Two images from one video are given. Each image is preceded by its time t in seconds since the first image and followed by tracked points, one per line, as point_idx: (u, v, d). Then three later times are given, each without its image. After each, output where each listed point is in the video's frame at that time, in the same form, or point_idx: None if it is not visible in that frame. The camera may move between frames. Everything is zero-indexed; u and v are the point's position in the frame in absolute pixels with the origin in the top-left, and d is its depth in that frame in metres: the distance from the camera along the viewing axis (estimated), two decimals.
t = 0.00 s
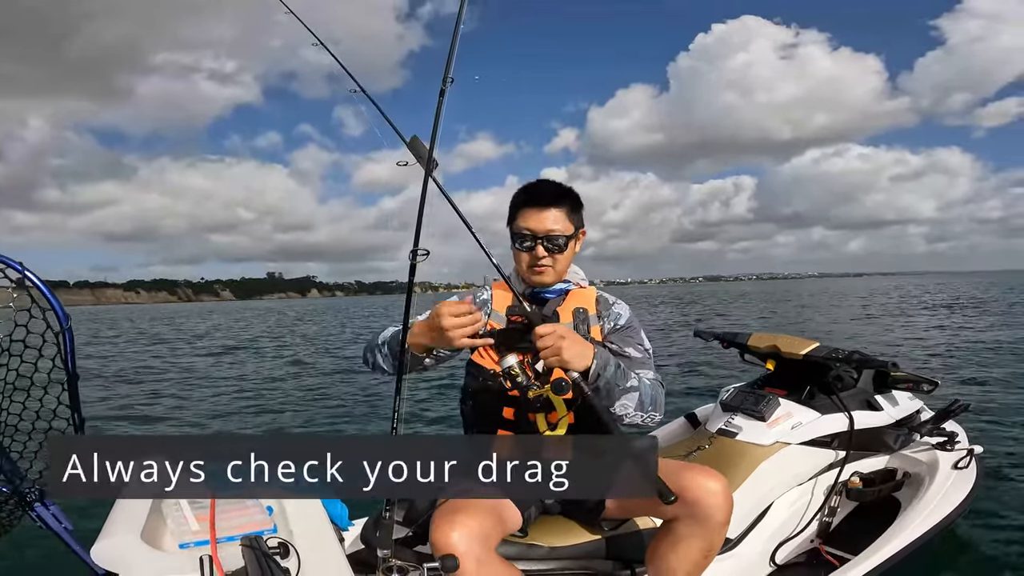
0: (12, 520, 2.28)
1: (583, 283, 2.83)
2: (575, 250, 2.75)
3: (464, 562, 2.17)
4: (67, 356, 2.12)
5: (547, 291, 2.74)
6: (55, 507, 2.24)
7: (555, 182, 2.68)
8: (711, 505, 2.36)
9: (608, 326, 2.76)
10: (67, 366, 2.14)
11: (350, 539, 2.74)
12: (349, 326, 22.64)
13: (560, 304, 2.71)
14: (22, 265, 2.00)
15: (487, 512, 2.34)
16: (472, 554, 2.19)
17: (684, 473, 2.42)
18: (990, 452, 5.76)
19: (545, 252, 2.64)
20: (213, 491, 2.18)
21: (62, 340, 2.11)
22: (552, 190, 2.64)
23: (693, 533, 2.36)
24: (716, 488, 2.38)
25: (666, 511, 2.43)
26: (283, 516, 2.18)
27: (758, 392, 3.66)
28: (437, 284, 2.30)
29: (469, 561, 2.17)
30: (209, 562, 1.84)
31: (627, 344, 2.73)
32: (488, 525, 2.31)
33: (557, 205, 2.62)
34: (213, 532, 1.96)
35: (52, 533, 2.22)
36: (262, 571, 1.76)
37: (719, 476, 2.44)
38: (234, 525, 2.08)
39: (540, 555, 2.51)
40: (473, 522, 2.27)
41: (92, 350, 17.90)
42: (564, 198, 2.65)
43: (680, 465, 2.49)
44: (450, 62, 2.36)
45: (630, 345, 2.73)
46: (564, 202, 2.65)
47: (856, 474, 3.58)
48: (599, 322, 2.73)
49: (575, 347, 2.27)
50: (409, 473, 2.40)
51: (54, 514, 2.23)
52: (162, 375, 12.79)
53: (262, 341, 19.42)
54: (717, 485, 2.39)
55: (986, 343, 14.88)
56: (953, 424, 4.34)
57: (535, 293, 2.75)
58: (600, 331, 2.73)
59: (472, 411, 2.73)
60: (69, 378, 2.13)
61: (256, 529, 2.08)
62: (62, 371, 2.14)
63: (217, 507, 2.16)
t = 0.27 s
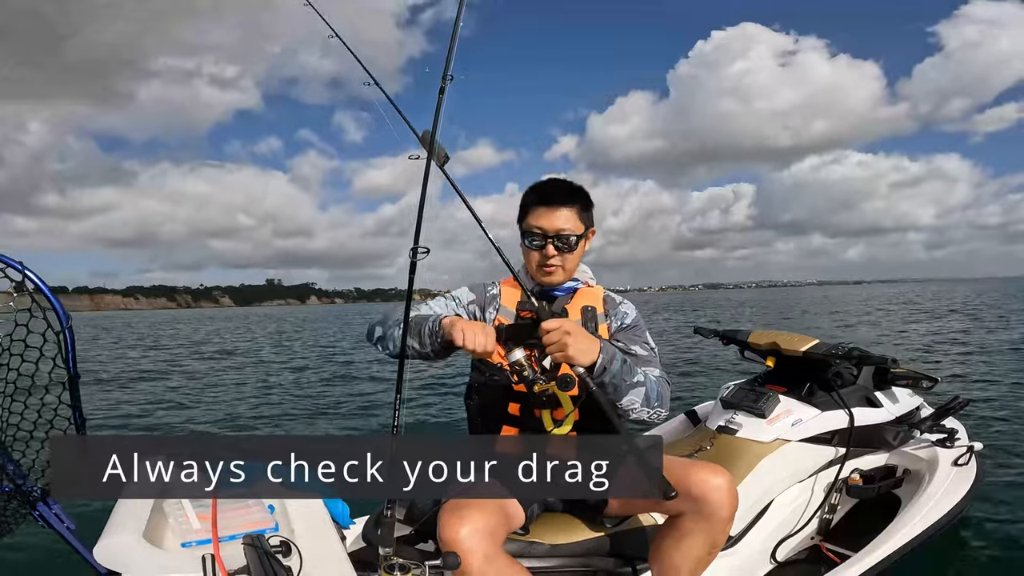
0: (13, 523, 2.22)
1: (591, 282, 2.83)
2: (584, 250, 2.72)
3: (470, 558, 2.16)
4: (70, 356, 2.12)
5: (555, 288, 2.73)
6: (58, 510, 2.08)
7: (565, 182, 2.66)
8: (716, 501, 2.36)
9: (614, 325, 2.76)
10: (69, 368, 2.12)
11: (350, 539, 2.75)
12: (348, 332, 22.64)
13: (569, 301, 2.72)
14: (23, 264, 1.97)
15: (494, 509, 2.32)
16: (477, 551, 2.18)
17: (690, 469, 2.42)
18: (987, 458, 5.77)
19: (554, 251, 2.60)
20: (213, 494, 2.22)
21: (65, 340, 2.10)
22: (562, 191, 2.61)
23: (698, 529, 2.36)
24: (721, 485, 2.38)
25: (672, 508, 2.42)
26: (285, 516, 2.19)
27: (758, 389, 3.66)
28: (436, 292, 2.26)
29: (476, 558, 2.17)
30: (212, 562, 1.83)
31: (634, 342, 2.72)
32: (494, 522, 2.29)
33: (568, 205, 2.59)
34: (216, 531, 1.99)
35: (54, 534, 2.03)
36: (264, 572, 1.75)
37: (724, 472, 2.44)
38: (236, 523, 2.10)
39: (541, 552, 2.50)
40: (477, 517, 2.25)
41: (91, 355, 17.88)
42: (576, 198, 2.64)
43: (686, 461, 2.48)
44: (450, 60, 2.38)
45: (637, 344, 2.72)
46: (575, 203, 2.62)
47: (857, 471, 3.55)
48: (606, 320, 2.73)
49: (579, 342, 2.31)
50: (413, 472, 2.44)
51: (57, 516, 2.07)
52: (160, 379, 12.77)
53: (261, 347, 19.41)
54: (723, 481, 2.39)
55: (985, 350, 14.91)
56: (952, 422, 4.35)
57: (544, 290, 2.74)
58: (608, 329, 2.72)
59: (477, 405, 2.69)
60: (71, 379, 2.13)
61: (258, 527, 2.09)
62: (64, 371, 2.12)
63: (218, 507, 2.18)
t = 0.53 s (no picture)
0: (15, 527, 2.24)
1: (593, 283, 2.82)
2: (589, 251, 2.73)
3: (470, 558, 2.17)
4: (66, 358, 2.14)
5: (558, 288, 2.74)
6: (58, 509, 2.14)
7: (572, 182, 2.67)
8: (715, 499, 2.36)
9: (616, 326, 2.76)
10: (66, 369, 2.15)
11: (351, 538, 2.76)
12: (348, 334, 22.65)
13: (571, 301, 2.71)
14: (19, 265, 1.98)
15: (494, 508, 2.33)
16: (477, 551, 2.19)
17: (689, 466, 2.42)
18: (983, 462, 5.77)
19: (559, 252, 2.62)
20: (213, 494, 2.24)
21: (62, 341, 2.12)
22: (569, 192, 2.63)
23: (697, 527, 2.37)
24: (721, 482, 2.38)
25: (671, 505, 2.42)
26: (285, 516, 2.21)
27: (756, 387, 3.64)
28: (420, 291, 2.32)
29: (476, 558, 2.17)
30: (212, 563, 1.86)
31: (636, 344, 2.74)
32: (494, 521, 2.29)
33: (575, 206, 2.61)
34: (216, 532, 2.01)
35: (53, 534, 2.08)
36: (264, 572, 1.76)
37: (723, 470, 2.44)
38: (238, 524, 2.12)
39: (541, 551, 2.51)
40: (476, 516, 2.26)
41: (91, 355, 17.88)
42: (582, 200, 2.66)
43: (685, 459, 2.48)
44: (447, 58, 2.39)
45: (638, 346, 2.73)
46: (582, 204, 2.64)
47: (856, 468, 3.53)
48: (608, 321, 2.72)
49: (585, 343, 2.26)
50: (413, 472, 2.51)
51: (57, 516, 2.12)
52: (160, 379, 12.78)
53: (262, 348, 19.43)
54: (722, 479, 2.39)
55: (985, 358, 14.90)
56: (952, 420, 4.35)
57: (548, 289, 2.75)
58: (609, 329, 2.71)
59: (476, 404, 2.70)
60: (68, 380, 2.16)
61: (259, 528, 2.10)
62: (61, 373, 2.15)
63: (218, 507, 2.20)
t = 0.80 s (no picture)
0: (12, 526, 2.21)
1: (589, 282, 2.81)
2: (583, 251, 2.72)
3: (467, 559, 2.18)
4: (63, 359, 2.15)
5: (552, 288, 2.74)
6: (55, 510, 2.14)
7: (567, 181, 2.67)
8: (711, 498, 2.36)
9: (610, 326, 2.76)
10: (63, 370, 2.15)
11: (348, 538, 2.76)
12: (347, 331, 22.64)
13: (565, 302, 2.71)
14: (16, 268, 1.99)
15: (490, 508, 2.33)
16: (474, 551, 2.19)
17: (686, 465, 2.41)
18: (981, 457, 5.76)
19: (553, 252, 2.61)
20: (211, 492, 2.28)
21: (58, 342, 2.13)
22: (563, 191, 2.62)
23: (694, 527, 2.36)
24: (717, 481, 2.38)
25: (668, 505, 2.42)
26: (283, 516, 2.22)
27: (753, 385, 3.62)
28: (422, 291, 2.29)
29: (473, 558, 2.18)
30: (210, 563, 1.87)
31: (630, 345, 2.73)
32: (491, 521, 2.29)
33: (569, 205, 2.60)
34: (214, 533, 2.03)
35: (51, 536, 2.08)
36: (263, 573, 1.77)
37: (719, 469, 2.43)
38: (236, 525, 2.13)
39: (539, 550, 2.50)
40: (473, 516, 2.26)
41: (89, 351, 17.83)
42: (577, 199, 2.65)
43: (682, 458, 2.48)
44: (443, 57, 2.37)
45: (632, 346, 2.73)
46: (577, 203, 2.63)
47: (852, 467, 3.54)
48: (602, 321, 2.72)
49: (573, 348, 2.24)
50: (413, 472, 2.51)
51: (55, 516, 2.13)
52: (159, 375, 12.76)
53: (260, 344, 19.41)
54: (718, 478, 2.38)
55: (983, 356, 14.92)
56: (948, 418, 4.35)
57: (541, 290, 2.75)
58: (603, 330, 2.71)
59: (471, 405, 2.69)
60: (66, 381, 2.16)
61: (257, 529, 2.12)
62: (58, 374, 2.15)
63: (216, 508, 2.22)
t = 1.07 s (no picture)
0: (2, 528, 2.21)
1: (579, 286, 2.80)
2: (571, 254, 2.71)
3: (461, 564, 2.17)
4: (59, 361, 2.11)
5: (542, 294, 2.72)
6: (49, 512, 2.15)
7: (553, 184, 2.65)
8: (706, 504, 2.36)
9: (602, 330, 2.75)
10: (58, 372, 2.12)
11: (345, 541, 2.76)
12: (347, 325, 22.65)
13: (555, 307, 2.70)
14: (13, 268, 1.96)
15: (485, 512, 2.33)
16: (469, 556, 2.19)
17: (680, 471, 2.41)
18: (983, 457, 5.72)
19: (540, 257, 2.60)
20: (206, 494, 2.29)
21: (54, 344, 2.10)
22: (549, 194, 2.61)
23: (690, 533, 2.36)
24: (712, 487, 2.38)
25: (663, 511, 2.42)
26: (279, 519, 2.21)
27: (750, 390, 3.65)
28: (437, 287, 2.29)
29: (468, 563, 2.17)
30: (204, 566, 1.87)
31: (621, 348, 2.72)
32: (486, 526, 2.29)
33: (555, 209, 2.59)
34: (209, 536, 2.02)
35: (42, 537, 2.06)
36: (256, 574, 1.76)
37: (715, 474, 2.43)
38: (231, 527, 2.13)
39: (536, 555, 2.50)
40: (468, 521, 2.26)
41: (89, 346, 17.84)
42: (565, 202, 2.63)
43: (676, 463, 2.47)
44: (442, 60, 2.36)
45: (623, 350, 2.72)
46: (562, 207, 2.61)
47: (850, 472, 3.55)
48: (594, 326, 2.71)
49: (555, 351, 2.25)
50: (413, 472, 2.49)
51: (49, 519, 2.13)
52: (159, 371, 12.77)
53: (260, 339, 19.41)
54: (714, 483, 2.38)
55: (983, 349, 14.92)
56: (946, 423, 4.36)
57: (530, 296, 2.74)
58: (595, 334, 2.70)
59: (466, 410, 2.72)
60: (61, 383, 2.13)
61: (252, 532, 2.11)
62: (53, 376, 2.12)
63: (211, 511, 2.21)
